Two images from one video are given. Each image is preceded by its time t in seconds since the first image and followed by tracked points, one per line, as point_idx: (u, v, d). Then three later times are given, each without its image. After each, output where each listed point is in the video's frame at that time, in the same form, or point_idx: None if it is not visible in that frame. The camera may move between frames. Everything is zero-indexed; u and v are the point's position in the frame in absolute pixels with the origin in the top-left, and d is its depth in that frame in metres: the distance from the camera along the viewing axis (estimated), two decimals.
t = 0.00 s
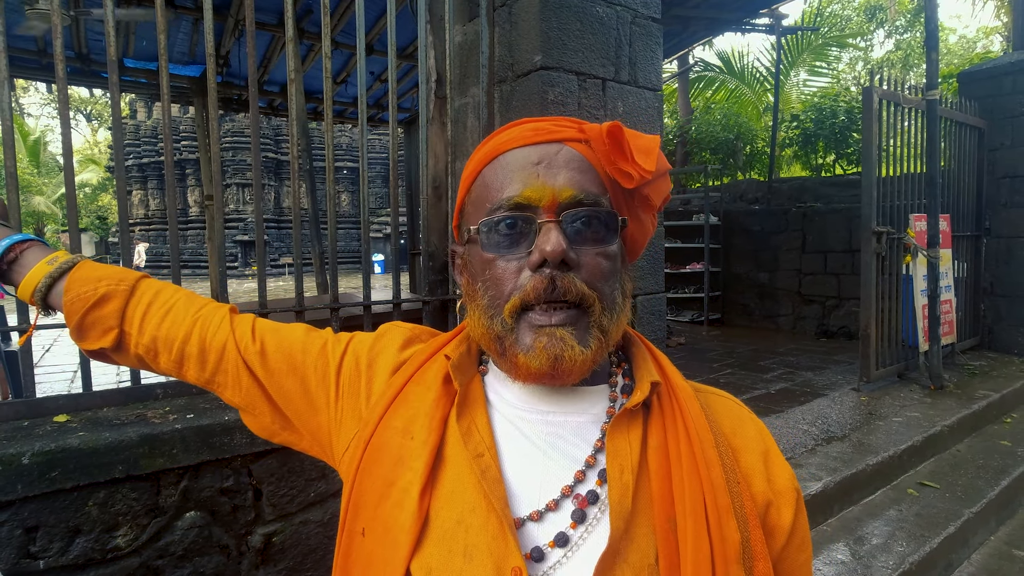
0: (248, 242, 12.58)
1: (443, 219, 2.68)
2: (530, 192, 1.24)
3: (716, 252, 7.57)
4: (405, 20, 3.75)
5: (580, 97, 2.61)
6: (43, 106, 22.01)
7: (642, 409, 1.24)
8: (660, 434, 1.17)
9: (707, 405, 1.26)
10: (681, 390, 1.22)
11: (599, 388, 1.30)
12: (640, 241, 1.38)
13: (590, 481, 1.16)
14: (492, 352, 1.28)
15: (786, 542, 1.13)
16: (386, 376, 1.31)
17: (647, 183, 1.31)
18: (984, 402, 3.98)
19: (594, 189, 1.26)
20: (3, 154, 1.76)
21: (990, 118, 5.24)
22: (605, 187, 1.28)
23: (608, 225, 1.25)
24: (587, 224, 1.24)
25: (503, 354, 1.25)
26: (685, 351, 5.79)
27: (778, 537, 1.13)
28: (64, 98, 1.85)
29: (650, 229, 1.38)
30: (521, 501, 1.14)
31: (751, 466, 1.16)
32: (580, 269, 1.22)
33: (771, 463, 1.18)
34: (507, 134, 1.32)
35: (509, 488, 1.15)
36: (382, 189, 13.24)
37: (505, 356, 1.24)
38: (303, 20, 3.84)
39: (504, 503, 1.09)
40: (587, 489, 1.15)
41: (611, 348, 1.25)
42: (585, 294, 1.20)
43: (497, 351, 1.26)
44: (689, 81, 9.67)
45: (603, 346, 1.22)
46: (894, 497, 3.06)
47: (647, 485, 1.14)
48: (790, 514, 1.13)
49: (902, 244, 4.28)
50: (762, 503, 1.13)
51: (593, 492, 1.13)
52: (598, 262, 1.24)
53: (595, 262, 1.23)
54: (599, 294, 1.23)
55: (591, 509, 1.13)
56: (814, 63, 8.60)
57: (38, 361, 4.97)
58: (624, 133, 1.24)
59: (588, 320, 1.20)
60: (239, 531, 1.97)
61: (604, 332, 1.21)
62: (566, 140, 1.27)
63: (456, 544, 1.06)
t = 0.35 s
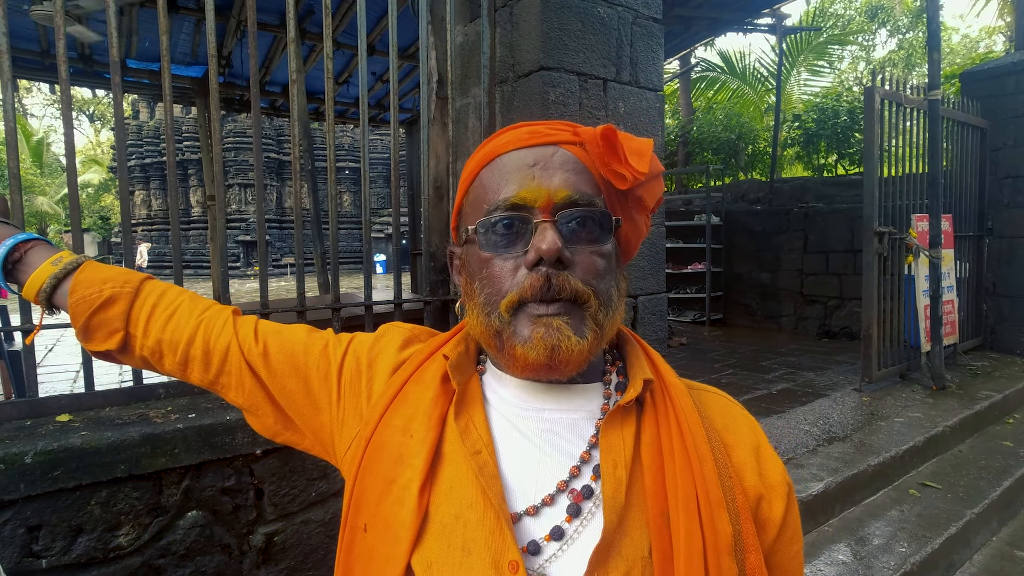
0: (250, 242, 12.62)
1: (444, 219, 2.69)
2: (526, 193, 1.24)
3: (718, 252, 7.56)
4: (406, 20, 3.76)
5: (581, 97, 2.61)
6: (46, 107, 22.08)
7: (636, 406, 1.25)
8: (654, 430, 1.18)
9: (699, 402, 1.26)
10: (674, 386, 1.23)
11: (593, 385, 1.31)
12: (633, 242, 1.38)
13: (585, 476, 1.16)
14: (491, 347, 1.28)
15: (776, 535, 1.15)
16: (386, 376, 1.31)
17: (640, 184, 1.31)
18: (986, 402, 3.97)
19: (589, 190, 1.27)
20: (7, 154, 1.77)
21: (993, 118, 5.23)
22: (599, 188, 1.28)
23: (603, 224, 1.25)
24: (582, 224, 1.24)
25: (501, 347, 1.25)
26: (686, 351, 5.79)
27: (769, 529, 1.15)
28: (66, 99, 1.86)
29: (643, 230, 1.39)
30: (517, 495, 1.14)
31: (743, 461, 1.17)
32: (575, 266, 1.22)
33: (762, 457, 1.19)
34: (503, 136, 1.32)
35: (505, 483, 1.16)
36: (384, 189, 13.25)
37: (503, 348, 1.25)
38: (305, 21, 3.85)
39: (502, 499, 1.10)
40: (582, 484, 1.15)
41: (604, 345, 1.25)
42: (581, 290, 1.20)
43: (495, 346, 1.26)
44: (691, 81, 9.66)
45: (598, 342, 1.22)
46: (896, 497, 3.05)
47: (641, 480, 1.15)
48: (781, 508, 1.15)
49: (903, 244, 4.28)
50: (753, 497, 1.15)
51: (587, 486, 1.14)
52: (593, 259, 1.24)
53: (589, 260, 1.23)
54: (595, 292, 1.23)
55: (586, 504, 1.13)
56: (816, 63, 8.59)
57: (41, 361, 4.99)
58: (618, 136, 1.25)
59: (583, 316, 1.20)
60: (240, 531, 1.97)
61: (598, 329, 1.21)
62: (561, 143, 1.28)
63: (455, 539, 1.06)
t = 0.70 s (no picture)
0: (251, 243, 12.65)
1: (444, 220, 2.70)
2: (522, 196, 1.25)
3: (719, 253, 7.56)
4: (407, 21, 3.77)
5: (581, 97, 2.61)
6: (48, 108, 22.15)
7: (632, 403, 1.25)
8: (650, 426, 1.18)
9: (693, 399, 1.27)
10: (669, 382, 1.23)
11: (589, 383, 1.31)
12: (628, 243, 1.38)
13: (583, 472, 1.17)
14: (489, 347, 1.28)
15: (770, 529, 1.16)
16: (386, 376, 1.31)
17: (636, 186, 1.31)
18: (988, 403, 3.96)
19: (584, 192, 1.27)
20: (8, 155, 1.77)
21: (994, 118, 5.23)
22: (595, 191, 1.29)
23: (599, 226, 1.25)
24: (578, 225, 1.24)
25: (500, 345, 1.25)
26: (687, 352, 5.78)
27: (763, 522, 1.15)
28: (68, 100, 1.87)
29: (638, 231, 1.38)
30: (515, 491, 1.14)
31: (737, 456, 1.18)
32: (571, 267, 1.22)
33: (755, 452, 1.20)
34: (499, 140, 1.33)
35: (504, 479, 1.16)
36: (385, 190, 13.27)
37: (502, 347, 1.25)
38: (306, 22, 3.86)
39: (500, 494, 1.10)
40: (580, 479, 1.15)
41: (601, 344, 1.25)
42: (578, 290, 1.20)
43: (493, 346, 1.26)
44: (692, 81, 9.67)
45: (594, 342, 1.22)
46: (897, 498, 3.05)
47: (638, 475, 1.15)
48: (775, 502, 1.15)
49: (904, 244, 4.27)
50: (747, 491, 1.15)
51: (585, 482, 1.14)
52: (589, 260, 1.24)
53: (585, 261, 1.24)
54: (591, 292, 1.23)
55: (584, 498, 1.13)
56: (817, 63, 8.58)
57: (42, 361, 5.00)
58: (613, 139, 1.25)
59: (579, 316, 1.20)
60: (241, 531, 1.98)
61: (594, 329, 1.21)
62: (557, 145, 1.28)
63: (455, 534, 1.07)
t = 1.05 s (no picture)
0: (254, 244, 12.69)
1: (446, 221, 2.70)
2: (522, 198, 1.25)
3: (721, 253, 7.55)
4: (410, 23, 3.79)
5: (584, 98, 2.62)
6: (52, 109, 22.25)
7: (631, 403, 1.25)
8: (649, 425, 1.19)
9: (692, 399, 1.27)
10: (668, 382, 1.24)
11: (588, 383, 1.31)
12: (626, 243, 1.38)
13: (582, 470, 1.17)
14: (489, 349, 1.28)
15: (769, 528, 1.16)
16: (386, 377, 1.31)
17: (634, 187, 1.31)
18: (991, 404, 3.95)
19: (583, 194, 1.27)
20: (12, 156, 1.78)
21: (997, 119, 5.22)
22: (593, 192, 1.29)
23: (597, 227, 1.26)
24: (577, 227, 1.24)
25: (500, 347, 1.25)
26: (689, 353, 5.78)
27: (762, 521, 1.15)
28: (71, 102, 1.87)
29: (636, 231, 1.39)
30: (515, 490, 1.15)
31: (735, 454, 1.18)
32: (570, 268, 1.22)
33: (754, 451, 1.20)
34: (499, 143, 1.33)
35: (504, 477, 1.16)
36: (387, 191, 13.28)
37: (501, 349, 1.25)
38: (308, 24, 3.87)
39: (500, 492, 1.10)
40: (579, 478, 1.15)
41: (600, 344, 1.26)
42: (576, 292, 1.20)
43: (493, 348, 1.26)
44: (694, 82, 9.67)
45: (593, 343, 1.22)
46: (900, 499, 3.04)
47: (637, 474, 1.15)
48: (773, 501, 1.15)
49: (907, 245, 4.26)
50: (745, 490, 1.15)
51: (585, 480, 1.14)
52: (588, 262, 1.24)
53: (584, 262, 1.24)
54: (589, 293, 1.23)
55: (584, 497, 1.14)
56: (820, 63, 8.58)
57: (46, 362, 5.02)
58: (611, 141, 1.25)
59: (578, 316, 1.20)
60: (244, 531, 1.98)
61: (593, 330, 1.21)
62: (554, 148, 1.28)
63: (455, 532, 1.07)
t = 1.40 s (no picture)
0: (257, 244, 12.72)
1: (449, 222, 2.71)
2: (527, 197, 1.25)
3: (724, 254, 7.54)
4: (413, 24, 3.80)
5: (587, 99, 2.62)
6: (58, 110, 22.36)
7: (634, 404, 1.25)
8: (653, 428, 1.19)
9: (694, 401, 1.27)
10: (672, 384, 1.24)
11: (592, 384, 1.30)
12: (629, 244, 1.38)
13: (586, 472, 1.17)
14: (490, 349, 1.28)
15: (770, 529, 1.16)
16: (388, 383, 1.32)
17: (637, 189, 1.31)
18: (996, 406, 3.94)
19: (587, 194, 1.27)
20: (18, 157, 1.79)
21: (1002, 120, 5.20)
22: (597, 193, 1.29)
23: (601, 228, 1.26)
24: (582, 227, 1.24)
25: (501, 348, 1.25)
26: (692, 354, 5.77)
27: (763, 522, 1.16)
28: (77, 102, 1.88)
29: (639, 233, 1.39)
30: (518, 491, 1.15)
31: (737, 456, 1.18)
32: (574, 268, 1.22)
33: (756, 452, 1.20)
34: (503, 144, 1.33)
35: (506, 478, 1.16)
36: (390, 191, 13.31)
37: (502, 350, 1.25)
38: (312, 25, 3.88)
39: (503, 493, 1.10)
40: (584, 479, 1.16)
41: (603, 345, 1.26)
42: (580, 292, 1.21)
43: (494, 348, 1.26)
44: (697, 82, 9.66)
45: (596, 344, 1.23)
46: (904, 501, 3.04)
47: (641, 476, 1.15)
48: (774, 503, 1.16)
49: (911, 246, 4.25)
50: (747, 492, 1.16)
51: (589, 482, 1.14)
52: (591, 263, 1.24)
53: (588, 262, 1.24)
54: (592, 294, 1.24)
55: (588, 498, 1.14)
56: (824, 64, 8.56)
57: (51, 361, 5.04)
58: (614, 142, 1.25)
59: (581, 317, 1.21)
60: (247, 531, 1.99)
61: (596, 330, 1.22)
62: (559, 148, 1.28)
63: (458, 534, 1.07)
